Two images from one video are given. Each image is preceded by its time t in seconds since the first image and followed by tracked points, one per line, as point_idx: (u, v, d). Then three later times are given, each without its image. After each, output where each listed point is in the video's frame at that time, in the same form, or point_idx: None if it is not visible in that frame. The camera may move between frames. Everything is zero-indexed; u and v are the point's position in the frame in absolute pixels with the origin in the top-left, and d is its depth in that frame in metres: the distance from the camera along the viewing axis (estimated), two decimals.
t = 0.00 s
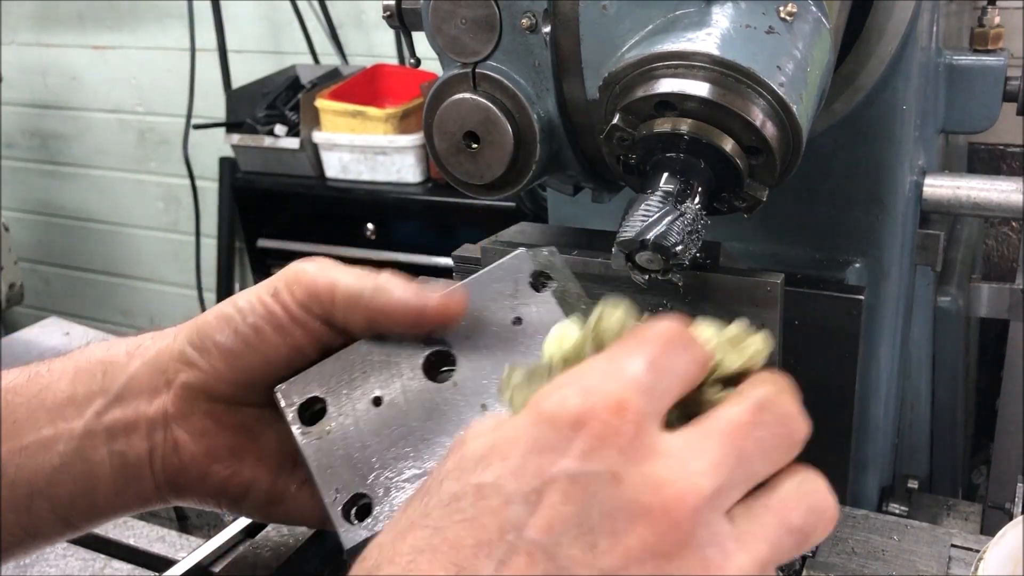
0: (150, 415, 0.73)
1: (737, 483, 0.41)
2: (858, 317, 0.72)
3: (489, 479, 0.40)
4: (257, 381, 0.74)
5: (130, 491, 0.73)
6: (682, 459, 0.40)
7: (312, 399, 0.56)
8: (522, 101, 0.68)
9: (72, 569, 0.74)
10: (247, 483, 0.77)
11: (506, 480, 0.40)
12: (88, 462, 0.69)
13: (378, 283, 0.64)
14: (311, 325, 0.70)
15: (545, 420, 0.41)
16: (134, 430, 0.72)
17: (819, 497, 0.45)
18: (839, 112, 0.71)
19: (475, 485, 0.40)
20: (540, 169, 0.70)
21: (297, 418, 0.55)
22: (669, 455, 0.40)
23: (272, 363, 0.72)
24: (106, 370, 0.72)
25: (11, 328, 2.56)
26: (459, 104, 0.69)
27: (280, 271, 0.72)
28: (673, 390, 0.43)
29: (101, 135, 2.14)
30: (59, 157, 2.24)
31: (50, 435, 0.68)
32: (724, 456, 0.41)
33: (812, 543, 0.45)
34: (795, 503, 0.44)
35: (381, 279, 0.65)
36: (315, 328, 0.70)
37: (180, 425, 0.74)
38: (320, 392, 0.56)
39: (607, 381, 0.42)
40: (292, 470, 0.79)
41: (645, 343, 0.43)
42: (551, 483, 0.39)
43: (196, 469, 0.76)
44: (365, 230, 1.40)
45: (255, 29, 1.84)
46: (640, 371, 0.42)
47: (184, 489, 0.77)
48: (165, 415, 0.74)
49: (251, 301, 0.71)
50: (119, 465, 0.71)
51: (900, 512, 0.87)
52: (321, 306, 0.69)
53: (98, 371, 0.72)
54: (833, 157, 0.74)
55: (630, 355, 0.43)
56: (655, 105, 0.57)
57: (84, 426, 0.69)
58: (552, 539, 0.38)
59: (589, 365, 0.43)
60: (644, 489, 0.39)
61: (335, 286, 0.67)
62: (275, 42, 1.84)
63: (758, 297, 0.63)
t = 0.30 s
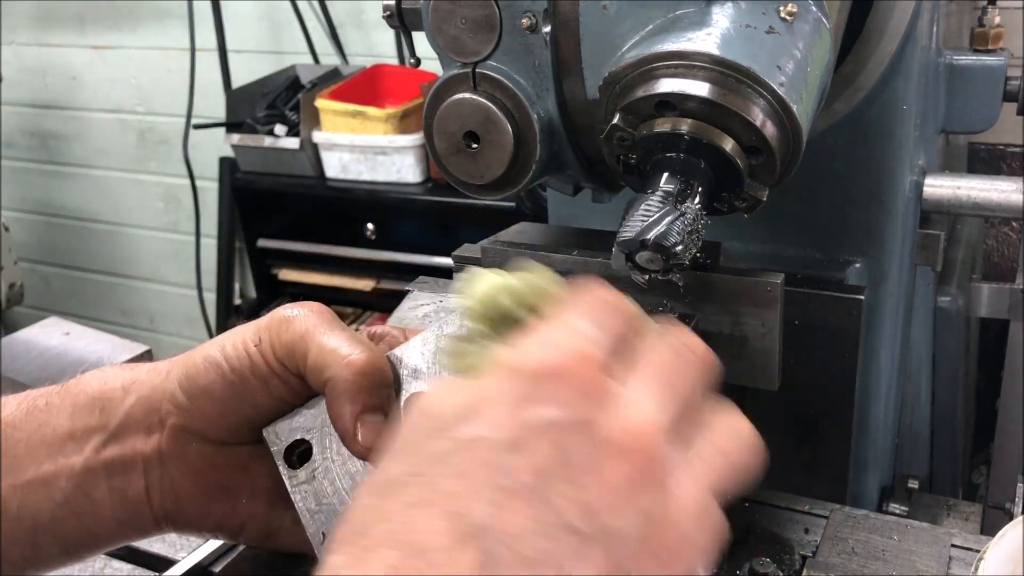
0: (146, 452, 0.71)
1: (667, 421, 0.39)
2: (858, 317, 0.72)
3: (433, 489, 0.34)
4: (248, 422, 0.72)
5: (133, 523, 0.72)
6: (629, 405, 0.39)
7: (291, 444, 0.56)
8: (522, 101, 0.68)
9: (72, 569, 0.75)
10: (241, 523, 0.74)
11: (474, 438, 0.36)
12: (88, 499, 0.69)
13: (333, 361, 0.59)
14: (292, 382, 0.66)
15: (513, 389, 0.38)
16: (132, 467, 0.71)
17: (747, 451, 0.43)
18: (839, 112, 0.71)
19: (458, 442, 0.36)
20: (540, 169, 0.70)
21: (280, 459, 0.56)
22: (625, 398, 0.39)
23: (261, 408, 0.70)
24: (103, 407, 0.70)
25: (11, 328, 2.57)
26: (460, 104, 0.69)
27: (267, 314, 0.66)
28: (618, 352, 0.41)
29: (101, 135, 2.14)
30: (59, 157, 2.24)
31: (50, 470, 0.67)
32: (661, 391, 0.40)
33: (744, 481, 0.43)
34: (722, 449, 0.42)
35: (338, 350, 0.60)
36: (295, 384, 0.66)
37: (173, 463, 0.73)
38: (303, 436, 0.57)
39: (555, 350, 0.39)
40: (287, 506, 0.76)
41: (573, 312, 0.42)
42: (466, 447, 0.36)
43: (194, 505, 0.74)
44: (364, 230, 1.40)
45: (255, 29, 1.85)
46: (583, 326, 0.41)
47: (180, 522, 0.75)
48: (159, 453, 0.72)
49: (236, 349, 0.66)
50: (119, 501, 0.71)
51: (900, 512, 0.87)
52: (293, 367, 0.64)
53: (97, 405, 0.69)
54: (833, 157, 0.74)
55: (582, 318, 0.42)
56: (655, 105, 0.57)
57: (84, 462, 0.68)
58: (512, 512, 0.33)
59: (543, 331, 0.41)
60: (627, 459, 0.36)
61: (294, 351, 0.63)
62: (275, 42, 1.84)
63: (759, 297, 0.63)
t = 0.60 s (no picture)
0: (150, 463, 0.69)
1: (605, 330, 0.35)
2: (857, 317, 0.72)
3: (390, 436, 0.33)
4: (246, 432, 0.69)
5: (135, 535, 0.70)
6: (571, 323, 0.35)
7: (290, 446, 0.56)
8: (521, 101, 0.68)
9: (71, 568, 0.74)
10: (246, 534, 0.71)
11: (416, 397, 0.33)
12: (94, 511, 0.67)
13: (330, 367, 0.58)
14: (284, 385, 0.64)
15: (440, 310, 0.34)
16: (135, 478, 0.68)
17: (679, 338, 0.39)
18: (839, 112, 0.71)
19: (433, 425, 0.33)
20: (540, 169, 0.70)
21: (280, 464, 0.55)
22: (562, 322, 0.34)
23: (261, 419, 0.68)
24: (108, 417, 0.68)
25: (11, 328, 2.57)
26: (460, 105, 0.69)
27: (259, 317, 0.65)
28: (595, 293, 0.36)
29: (101, 135, 2.14)
30: (59, 157, 2.24)
31: (56, 480, 0.64)
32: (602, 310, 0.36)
33: (684, 374, 0.39)
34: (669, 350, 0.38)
35: (328, 351, 0.60)
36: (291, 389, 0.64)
37: (177, 473, 0.70)
38: (301, 442, 0.55)
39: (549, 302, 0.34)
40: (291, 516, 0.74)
41: (502, 234, 0.35)
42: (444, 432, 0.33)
43: (197, 515, 0.72)
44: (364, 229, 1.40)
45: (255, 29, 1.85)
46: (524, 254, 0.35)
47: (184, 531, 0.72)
48: (163, 463, 0.69)
49: (231, 355, 0.64)
50: (125, 510, 0.68)
51: (900, 512, 0.87)
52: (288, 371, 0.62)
53: (100, 416, 0.68)
54: (833, 158, 0.74)
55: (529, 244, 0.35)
56: (655, 105, 0.57)
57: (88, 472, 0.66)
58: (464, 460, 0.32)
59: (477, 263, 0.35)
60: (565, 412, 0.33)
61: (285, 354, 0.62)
62: (275, 42, 1.84)
63: (759, 297, 0.63)
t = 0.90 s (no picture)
0: (151, 456, 0.69)
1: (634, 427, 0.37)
2: (857, 317, 0.72)
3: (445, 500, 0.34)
4: (255, 416, 0.71)
5: (134, 533, 0.69)
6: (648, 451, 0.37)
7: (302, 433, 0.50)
8: (521, 101, 0.68)
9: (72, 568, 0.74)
10: (252, 524, 0.73)
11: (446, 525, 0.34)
12: (90, 508, 0.66)
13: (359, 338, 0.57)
14: (305, 362, 0.67)
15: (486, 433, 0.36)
16: (135, 473, 0.68)
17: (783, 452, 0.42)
18: (839, 112, 0.71)
19: (419, 528, 0.34)
20: (540, 169, 0.70)
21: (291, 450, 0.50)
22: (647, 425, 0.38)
23: (275, 400, 0.69)
24: (108, 413, 0.69)
25: (11, 328, 2.57)
26: (459, 105, 0.69)
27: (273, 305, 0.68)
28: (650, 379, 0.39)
29: (101, 135, 2.14)
30: (59, 157, 2.24)
31: (52, 476, 0.64)
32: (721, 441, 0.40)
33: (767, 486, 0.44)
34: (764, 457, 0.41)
35: (352, 323, 0.60)
36: (309, 367, 0.67)
37: (181, 467, 0.71)
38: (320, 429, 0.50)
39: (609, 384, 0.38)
40: (295, 510, 0.75)
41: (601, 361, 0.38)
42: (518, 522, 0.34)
43: (196, 509, 0.72)
44: (365, 229, 1.41)
45: (255, 29, 1.85)
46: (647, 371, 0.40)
47: (186, 532, 0.72)
48: (165, 458, 0.70)
49: (247, 340, 0.67)
50: (122, 506, 0.68)
51: (900, 512, 0.88)
52: (310, 346, 0.65)
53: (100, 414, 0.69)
54: (833, 158, 0.74)
55: (600, 370, 0.38)
56: (655, 105, 0.57)
57: (86, 467, 0.66)
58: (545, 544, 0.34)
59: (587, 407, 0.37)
60: (613, 528, 0.34)
61: (309, 331, 0.64)
62: (275, 42, 1.84)
63: (759, 297, 0.63)
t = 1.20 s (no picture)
0: (167, 374, 0.73)
1: None
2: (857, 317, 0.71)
3: None
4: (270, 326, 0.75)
5: (153, 452, 0.72)
6: None
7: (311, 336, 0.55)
8: (521, 100, 0.68)
9: (72, 569, 0.74)
10: (272, 431, 0.78)
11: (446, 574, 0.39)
12: (111, 428, 0.69)
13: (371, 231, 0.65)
14: (318, 263, 0.72)
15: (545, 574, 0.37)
16: (152, 393, 0.72)
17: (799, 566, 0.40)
18: (839, 111, 0.71)
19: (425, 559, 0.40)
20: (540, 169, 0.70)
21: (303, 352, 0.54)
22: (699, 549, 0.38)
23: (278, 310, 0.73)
24: (120, 337, 0.74)
25: (11, 328, 2.57)
26: (459, 104, 0.69)
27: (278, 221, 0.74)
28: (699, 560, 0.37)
29: (101, 135, 2.14)
30: (59, 157, 2.24)
31: (70, 403, 0.67)
32: None
33: None
34: None
35: (356, 221, 0.67)
36: (321, 273, 0.72)
37: (197, 383, 0.75)
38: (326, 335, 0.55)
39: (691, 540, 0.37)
40: (315, 416, 0.80)
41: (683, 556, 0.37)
42: None
43: (216, 425, 0.76)
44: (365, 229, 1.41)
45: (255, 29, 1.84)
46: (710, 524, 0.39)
47: (207, 448, 0.76)
48: (181, 375, 0.74)
49: (256, 253, 0.72)
50: (141, 425, 0.71)
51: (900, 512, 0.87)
52: (320, 251, 0.71)
53: (111, 338, 0.73)
54: (833, 157, 0.74)
55: None
56: (655, 105, 0.57)
57: (104, 391, 0.69)
58: None
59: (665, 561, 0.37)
60: None
61: (320, 237, 0.70)
62: (275, 42, 1.84)
63: (758, 297, 0.63)
